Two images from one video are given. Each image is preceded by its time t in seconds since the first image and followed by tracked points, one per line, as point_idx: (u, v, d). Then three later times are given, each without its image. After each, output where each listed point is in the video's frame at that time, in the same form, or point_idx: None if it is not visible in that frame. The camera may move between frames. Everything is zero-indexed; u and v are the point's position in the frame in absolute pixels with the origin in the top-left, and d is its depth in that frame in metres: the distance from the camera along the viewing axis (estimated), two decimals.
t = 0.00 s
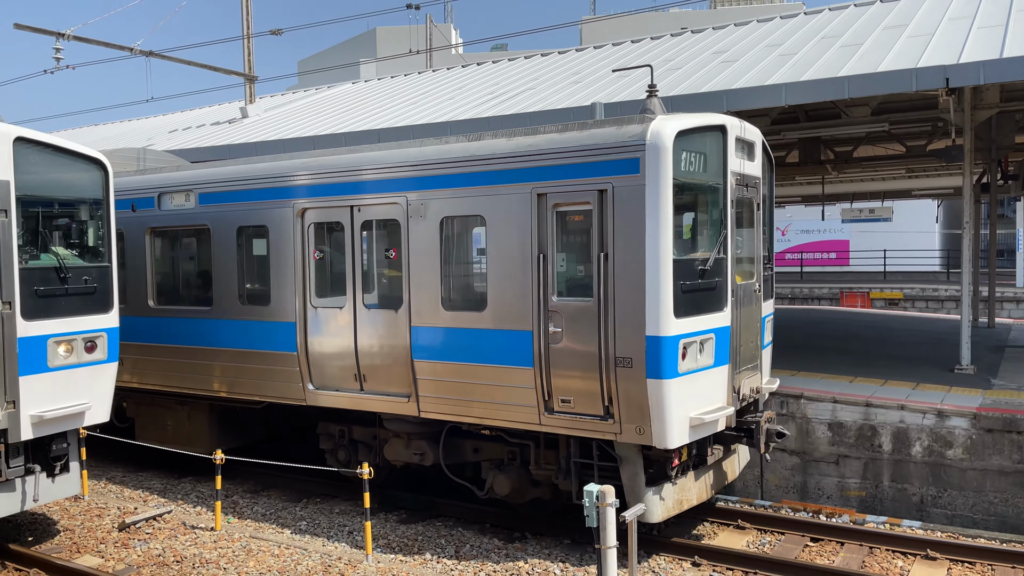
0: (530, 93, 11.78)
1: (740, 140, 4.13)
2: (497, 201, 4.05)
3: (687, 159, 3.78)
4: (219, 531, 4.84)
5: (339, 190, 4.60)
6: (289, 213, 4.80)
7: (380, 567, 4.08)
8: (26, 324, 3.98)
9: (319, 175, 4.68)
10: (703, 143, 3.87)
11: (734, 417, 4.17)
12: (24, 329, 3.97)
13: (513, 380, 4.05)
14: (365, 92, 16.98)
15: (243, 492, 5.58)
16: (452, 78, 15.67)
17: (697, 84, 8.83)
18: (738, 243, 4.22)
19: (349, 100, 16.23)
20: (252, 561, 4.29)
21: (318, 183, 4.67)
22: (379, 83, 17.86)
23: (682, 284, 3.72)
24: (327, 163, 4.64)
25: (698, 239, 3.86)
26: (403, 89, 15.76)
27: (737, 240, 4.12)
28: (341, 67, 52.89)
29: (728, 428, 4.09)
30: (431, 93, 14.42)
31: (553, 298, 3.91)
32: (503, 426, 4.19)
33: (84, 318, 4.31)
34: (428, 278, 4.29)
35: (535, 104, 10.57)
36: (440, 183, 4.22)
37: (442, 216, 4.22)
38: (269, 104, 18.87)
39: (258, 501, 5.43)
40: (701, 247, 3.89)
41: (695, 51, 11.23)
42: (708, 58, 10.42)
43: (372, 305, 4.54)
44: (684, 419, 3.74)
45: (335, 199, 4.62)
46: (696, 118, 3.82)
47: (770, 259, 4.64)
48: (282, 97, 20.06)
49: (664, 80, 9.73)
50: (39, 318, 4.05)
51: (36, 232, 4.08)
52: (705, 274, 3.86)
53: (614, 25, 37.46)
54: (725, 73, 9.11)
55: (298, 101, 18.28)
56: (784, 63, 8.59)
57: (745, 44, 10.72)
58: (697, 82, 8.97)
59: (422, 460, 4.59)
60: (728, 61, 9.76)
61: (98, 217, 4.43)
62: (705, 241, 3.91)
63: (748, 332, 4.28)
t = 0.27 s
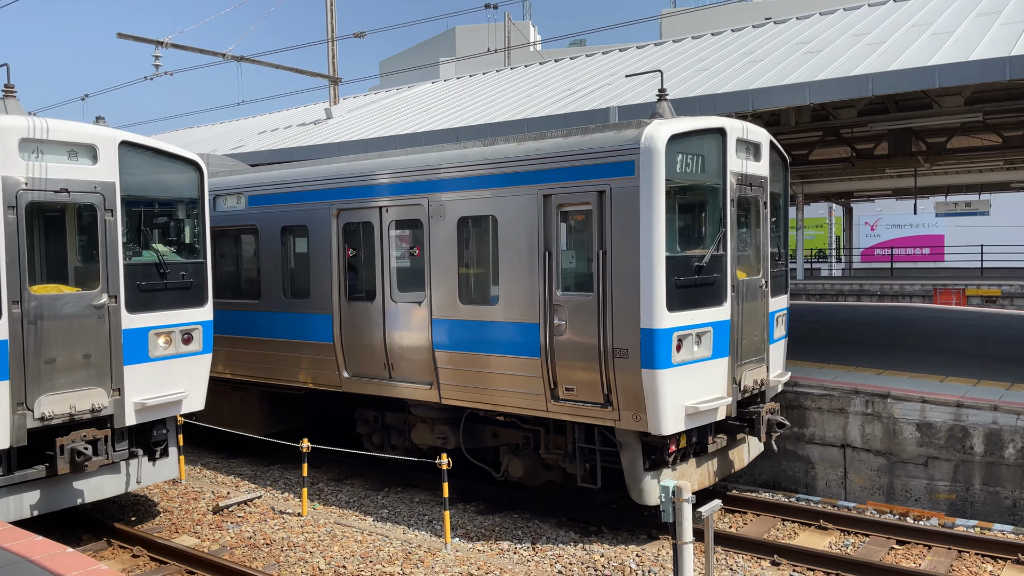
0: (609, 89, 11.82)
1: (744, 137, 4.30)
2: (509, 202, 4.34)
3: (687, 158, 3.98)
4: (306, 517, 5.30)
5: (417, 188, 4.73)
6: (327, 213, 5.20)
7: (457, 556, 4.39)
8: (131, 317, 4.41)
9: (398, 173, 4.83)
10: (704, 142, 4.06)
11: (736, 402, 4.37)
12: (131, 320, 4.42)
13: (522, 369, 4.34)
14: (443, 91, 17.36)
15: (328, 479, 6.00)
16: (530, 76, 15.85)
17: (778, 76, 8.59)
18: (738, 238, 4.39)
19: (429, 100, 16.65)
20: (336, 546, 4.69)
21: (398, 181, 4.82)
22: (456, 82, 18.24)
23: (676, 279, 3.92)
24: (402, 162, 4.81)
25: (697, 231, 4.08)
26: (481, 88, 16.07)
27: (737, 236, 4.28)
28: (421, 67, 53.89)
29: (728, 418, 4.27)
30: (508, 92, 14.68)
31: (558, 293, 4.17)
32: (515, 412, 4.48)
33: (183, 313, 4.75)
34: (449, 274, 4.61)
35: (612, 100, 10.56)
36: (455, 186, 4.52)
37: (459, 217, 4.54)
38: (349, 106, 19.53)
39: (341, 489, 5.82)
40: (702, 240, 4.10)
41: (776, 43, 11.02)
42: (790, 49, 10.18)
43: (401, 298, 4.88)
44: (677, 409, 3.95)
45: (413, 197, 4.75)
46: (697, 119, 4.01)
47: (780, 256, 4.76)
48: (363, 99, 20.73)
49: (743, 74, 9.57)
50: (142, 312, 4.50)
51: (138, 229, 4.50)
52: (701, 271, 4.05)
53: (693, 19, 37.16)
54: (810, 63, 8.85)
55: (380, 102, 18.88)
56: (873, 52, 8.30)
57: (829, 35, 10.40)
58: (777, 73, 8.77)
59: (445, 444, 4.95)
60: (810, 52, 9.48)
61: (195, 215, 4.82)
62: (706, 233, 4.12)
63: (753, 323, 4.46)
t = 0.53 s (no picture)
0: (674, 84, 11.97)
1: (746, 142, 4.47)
2: (522, 204, 4.63)
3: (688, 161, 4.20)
4: (377, 506, 6.36)
5: (487, 187, 4.83)
6: (359, 214, 5.76)
7: (525, 548, 5.36)
8: (212, 310, 5.41)
9: (466, 171, 4.97)
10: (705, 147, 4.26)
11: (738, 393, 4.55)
12: (212, 314, 5.41)
13: (530, 361, 4.65)
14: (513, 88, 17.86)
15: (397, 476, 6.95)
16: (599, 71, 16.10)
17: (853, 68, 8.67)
18: (742, 237, 4.54)
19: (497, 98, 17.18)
20: (407, 536, 5.65)
21: (464, 179, 4.96)
22: (526, 78, 18.70)
23: (676, 274, 4.13)
24: (469, 161, 4.96)
25: (697, 231, 4.26)
26: (551, 85, 16.45)
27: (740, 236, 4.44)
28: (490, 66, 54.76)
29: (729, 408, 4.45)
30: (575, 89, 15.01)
31: (565, 290, 4.44)
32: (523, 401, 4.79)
33: (259, 303, 5.78)
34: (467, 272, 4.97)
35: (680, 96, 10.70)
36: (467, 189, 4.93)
37: (476, 217, 4.89)
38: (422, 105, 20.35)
39: (406, 482, 6.88)
40: (702, 236, 4.29)
41: (854, 33, 11.04)
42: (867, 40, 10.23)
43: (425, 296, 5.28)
44: (678, 397, 4.15)
45: (483, 195, 4.86)
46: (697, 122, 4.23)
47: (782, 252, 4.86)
48: (436, 97, 21.52)
49: (815, 66, 9.71)
50: (222, 305, 5.49)
51: (219, 225, 5.51)
52: (702, 265, 4.24)
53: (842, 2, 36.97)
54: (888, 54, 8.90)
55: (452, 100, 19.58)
56: (954, 40, 8.28)
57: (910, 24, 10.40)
58: (851, 66, 8.84)
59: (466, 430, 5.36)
60: (888, 43, 9.51)
61: (271, 212, 5.88)
62: (706, 231, 4.30)
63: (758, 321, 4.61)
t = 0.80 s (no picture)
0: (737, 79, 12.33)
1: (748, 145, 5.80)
2: (528, 206, 6.19)
3: (689, 164, 5.49)
4: (435, 502, 7.65)
5: (545, 184, 6.04)
6: (389, 215, 7.52)
7: (582, 547, 6.48)
8: (276, 306, 6.44)
9: (521, 172, 6.24)
10: (704, 151, 5.58)
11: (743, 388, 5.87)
12: (277, 309, 6.44)
13: (538, 353, 6.16)
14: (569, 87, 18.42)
15: (456, 471, 8.36)
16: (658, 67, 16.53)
17: (928, 58, 9.04)
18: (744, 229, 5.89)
19: (553, 96, 17.74)
20: (468, 532, 6.84)
21: (519, 180, 6.25)
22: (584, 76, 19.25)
23: (675, 273, 5.40)
24: (528, 162, 6.18)
25: (703, 225, 5.61)
26: (609, 82, 16.95)
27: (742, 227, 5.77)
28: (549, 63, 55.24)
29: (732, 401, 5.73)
30: (634, 86, 15.45)
31: (573, 290, 5.88)
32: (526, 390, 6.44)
33: (322, 299, 6.83)
34: (509, 273, 6.41)
35: (744, 90, 11.24)
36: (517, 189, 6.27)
37: (492, 219, 6.51)
38: (480, 105, 21.08)
39: (463, 479, 8.26)
40: (708, 233, 5.63)
41: (921, 25, 11.47)
42: (938, 32, 10.65)
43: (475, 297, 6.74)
44: (677, 390, 5.39)
45: (541, 191, 6.08)
46: (695, 127, 5.52)
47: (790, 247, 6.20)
48: (493, 96, 22.22)
49: (884, 58, 10.11)
50: (286, 302, 6.52)
51: (283, 223, 6.54)
52: (702, 264, 5.54)
53: None
54: (960, 45, 9.27)
55: (510, 99, 20.23)
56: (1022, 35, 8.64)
57: (979, 16, 10.83)
58: (920, 57, 9.31)
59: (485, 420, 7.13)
60: (961, 34, 9.90)
61: (333, 211, 6.94)
62: (712, 227, 5.64)
63: (760, 315, 5.92)
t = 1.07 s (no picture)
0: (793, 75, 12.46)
1: (747, 148, 6.71)
2: (536, 208, 7.22)
3: (689, 167, 6.37)
4: (483, 500, 8.05)
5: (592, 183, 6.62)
6: (413, 216, 8.78)
7: (629, 548, 6.80)
8: (328, 305, 6.83)
9: (569, 172, 6.87)
10: (705, 155, 6.47)
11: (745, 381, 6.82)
12: (328, 307, 6.83)
13: (546, 350, 7.22)
14: (618, 85, 18.64)
15: (506, 475, 8.84)
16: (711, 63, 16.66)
17: (987, 52, 9.24)
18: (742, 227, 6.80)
19: (602, 95, 17.98)
20: (515, 531, 7.18)
21: (569, 179, 6.87)
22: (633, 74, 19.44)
23: (675, 273, 6.27)
24: (574, 163, 6.82)
25: (704, 224, 6.52)
26: (660, 80, 17.14)
27: (740, 225, 6.68)
28: (597, 62, 55.18)
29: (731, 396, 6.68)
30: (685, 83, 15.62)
31: (576, 287, 6.87)
32: (537, 384, 7.50)
33: (372, 297, 7.22)
34: (517, 275, 7.49)
35: (800, 83, 11.63)
36: (540, 191, 7.15)
37: (505, 221, 7.59)
38: (528, 105, 21.42)
39: (509, 482, 8.70)
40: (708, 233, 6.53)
41: (983, 19, 11.61)
42: (999, 25, 10.82)
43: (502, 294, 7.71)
44: (676, 384, 6.28)
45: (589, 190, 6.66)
46: (694, 132, 6.40)
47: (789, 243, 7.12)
48: (541, 96, 22.52)
49: (941, 52, 10.37)
50: (337, 300, 6.91)
51: (336, 223, 6.93)
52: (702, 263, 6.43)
53: None
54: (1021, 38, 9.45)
55: (559, 98, 20.51)
56: None
57: None
58: (977, 51, 9.56)
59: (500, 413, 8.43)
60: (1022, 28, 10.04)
61: (383, 210, 7.31)
62: (712, 226, 6.55)
63: (760, 311, 6.85)
